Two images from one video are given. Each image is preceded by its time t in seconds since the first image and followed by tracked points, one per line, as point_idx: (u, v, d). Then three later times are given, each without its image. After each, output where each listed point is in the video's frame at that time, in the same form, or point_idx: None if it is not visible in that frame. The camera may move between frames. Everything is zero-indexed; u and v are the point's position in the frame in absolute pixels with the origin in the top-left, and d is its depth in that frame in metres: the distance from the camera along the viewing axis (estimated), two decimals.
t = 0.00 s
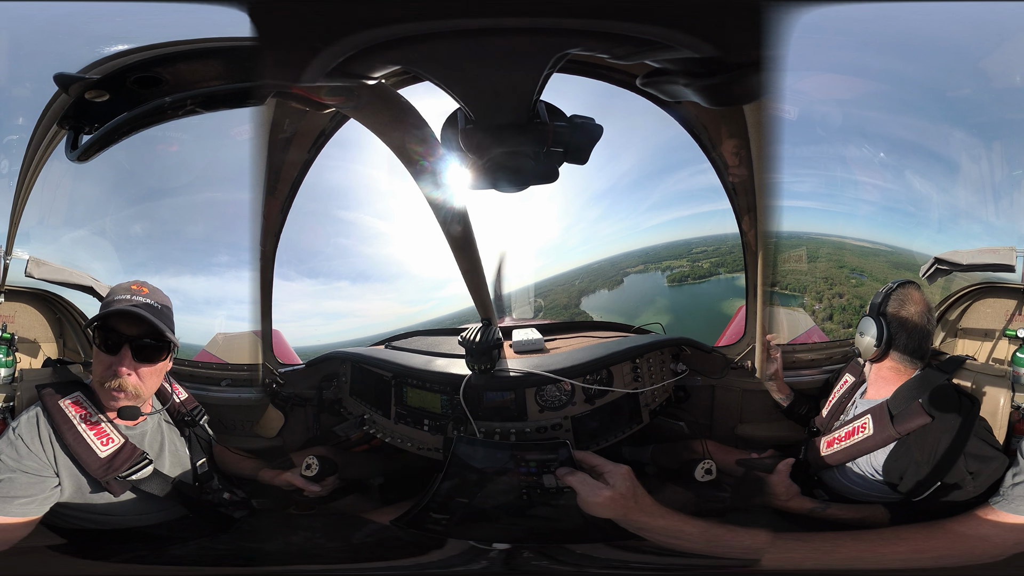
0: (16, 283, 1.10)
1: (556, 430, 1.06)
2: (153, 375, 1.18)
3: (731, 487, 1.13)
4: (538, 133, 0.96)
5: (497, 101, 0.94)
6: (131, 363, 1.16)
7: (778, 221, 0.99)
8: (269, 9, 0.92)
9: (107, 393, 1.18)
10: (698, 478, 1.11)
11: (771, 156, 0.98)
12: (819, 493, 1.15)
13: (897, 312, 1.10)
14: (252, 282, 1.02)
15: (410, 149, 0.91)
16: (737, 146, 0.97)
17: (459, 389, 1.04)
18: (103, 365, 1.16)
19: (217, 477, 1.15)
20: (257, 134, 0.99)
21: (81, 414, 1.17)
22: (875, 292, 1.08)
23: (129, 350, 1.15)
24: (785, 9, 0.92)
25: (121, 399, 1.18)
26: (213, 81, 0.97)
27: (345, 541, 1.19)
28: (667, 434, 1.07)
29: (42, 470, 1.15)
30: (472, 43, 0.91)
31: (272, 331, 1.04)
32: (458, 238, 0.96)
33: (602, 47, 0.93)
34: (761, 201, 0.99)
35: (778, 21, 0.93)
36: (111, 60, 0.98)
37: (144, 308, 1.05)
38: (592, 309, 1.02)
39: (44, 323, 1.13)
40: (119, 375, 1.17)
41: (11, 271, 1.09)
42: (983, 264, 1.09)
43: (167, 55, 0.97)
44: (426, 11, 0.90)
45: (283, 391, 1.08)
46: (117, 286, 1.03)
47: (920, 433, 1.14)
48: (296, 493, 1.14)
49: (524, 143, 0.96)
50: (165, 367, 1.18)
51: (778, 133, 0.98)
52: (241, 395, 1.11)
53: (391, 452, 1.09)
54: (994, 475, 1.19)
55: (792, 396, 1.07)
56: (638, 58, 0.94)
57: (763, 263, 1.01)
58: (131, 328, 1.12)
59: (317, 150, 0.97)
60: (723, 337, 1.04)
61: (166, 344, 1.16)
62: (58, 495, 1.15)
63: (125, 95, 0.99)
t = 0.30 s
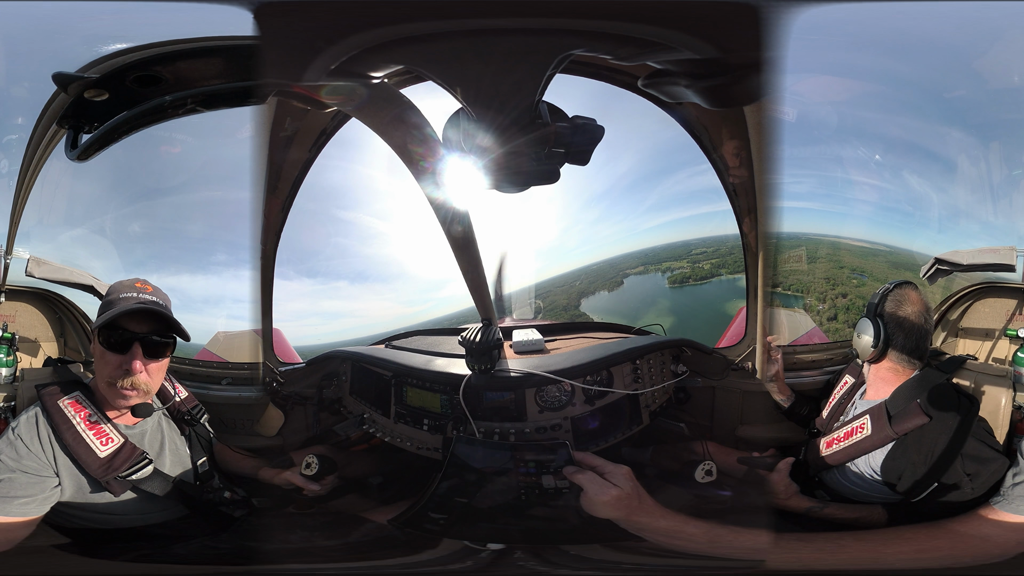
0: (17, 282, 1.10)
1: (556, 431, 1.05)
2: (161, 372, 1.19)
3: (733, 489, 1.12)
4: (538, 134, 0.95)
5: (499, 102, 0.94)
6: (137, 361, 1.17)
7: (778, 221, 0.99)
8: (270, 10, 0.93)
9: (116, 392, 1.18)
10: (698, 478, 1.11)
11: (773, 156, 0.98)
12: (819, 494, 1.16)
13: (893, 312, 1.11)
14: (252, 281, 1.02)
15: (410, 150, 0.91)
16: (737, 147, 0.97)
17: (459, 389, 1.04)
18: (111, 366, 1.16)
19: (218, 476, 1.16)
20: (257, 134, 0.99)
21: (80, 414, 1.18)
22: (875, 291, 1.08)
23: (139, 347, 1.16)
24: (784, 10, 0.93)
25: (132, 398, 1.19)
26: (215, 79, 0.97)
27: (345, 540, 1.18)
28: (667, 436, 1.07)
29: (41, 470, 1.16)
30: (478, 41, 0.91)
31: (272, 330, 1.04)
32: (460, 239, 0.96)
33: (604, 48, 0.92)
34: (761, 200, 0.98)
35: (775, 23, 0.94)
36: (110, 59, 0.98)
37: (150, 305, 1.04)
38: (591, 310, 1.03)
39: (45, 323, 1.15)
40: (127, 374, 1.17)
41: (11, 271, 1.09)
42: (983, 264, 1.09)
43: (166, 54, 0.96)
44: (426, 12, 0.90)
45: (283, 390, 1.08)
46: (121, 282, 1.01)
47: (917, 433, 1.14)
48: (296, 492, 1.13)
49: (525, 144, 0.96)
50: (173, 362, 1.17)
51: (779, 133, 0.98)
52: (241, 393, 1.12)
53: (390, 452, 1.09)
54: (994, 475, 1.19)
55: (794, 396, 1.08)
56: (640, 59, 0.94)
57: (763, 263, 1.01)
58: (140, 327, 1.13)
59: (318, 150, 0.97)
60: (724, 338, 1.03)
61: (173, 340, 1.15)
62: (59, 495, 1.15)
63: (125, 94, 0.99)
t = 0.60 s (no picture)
0: (18, 282, 1.10)
1: (557, 432, 1.05)
2: (170, 370, 1.20)
3: (732, 491, 1.11)
4: (539, 134, 0.95)
5: (500, 102, 0.94)
6: (150, 361, 1.18)
7: (779, 221, 0.99)
8: (270, 11, 0.93)
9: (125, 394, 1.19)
10: (700, 478, 1.10)
11: (773, 156, 0.98)
12: (822, 493, 1.16)
13: (896, 312, 1.11)
14: (252, 282, 1.01)
15: (411, 149, 0.91)
16: (738, 147, 0.97)
17: (460, 390, 1.05)
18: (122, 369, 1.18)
19: (219, 475, 1.16)
20: (257, 134, 1.00)
21: (80, 414, 1.19)
22: (875, 292, 1.07)
23: (152, 348, 1.18)
24: (784, 10, 0.93)
25: (147, 397, 1.21)
26: (217, 79, 0.97)
27: (345, 540, 1.18)
28: (669, 436, 1.06)
29: (41, 471, 1.16)
30: (479, 42, 0.91)
31: (273, 330, 1.04)
32: (462, 239, 0.96)
33: (605, 47, 0.92)
34: (763, 200, 0.98)
35: (777, 22, 0.93)
36: (112, 59, 0.98)
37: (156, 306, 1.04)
38: (591, 310, 1.04)
39: (45, 322, 1.14)
40: (140, 375, 1.19)
41: (12, 270, 1.09)
42: (983, 264, 1.08)
43: (167, 54, 0.96)
44: (426, 12, 0.90)
45: (284, 390, 1.08)
46: (123, 281, 0.98)
47: (918, 432, 1.14)
48: (297, 493, 1.13)
49: (525, 144, 0.96)
50: (173, 362, 1.18)
51: (779, 133, 0.98)
52: (241, 393, 1.11)
53: (390, 452, 1.09)
54: (994, 475, 1.19)
55: (795, 396, 1.07)
56: (640, 60, 0.94)
57: (764, 264, 1.01)
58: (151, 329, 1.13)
59: (320, 149, 0.97)
60: (725, 338, 1.02)
61: (178, 339, 1.15)
62: (59, 495, 1.15)
63: (125, 94, 0.99)
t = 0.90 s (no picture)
0: (18, 282, 1.10)
1: (557, 432, 1.05)
2: (170, 369, 1.18)
3: (734, 491, 1.12)
4: (540, 134, 0.95)
5: (500, 101, 0.93)
6: (150, 360, 1.17)
7: (779, 221, 0.99)
8: (271, 12, 0.93)
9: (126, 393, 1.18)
10: (701, 478, 1.11)
11: (773, 156, 0.98)
12: (823, 493, 1.15)
13: (896, 311, 1.10)
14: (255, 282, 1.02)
15: (414, 147, 0.91)
16: (739, 147, 0.97)
17: (461, 390, 1.04)
18: (124, 368, 1.16)
19: (219, 475, 1.16)
20: (259, 135, 1.00)
21: (80, 414, 1.18)
22: (875, 292, 1.08)
23: (154, 348, 1.17)
24: (784, 11, 0.94)
25: (149, 396, 1.19)
26: (218, 79, 0.97)
27: (344, 541, 1.18)
28: (669, 435, 1.07)
29: (41, 471, 1.16)
30: (478, 44, 0.91)
31: (273, 330, 1.04)
32: (461, 238, 0.96)
33: (605, 48, 0.92)
34: (762, 199, 0.98)
35: (776, 23, 0.94)
36: (115, 59, 0.98)
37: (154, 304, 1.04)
38: (589, 311, 1.05)
39: (46, 322, 1.15)
40: (141, 375, 1.17)
41: (13, 270, 1.10)
42: (985, 264, 1.10)
43: (169, 54, 0.97)
44: (427, 13, 0.91)
45: (285, 390, 1.08)
46: (122, 281, 1.02)
47: (919, 432, 1.13)
48: (298, 493, 1.13)
49: (526, 144, 0.95)
50: (174, 362, 1.17)
51: (779, 133, 0.98)
52: (243, 394, 1.11)
53: (392, 452, 1.09)
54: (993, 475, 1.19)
55: (796, 396, 1.08)
56: (640, 60, 0.94)
57: (764, 264, 1.01)
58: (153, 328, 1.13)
59: (320, 149, 0.96)
60: (725, 338, 1.03)
61: (180, 338, 1.15)
62: (59, 495, 1.15)
63: (126, 94, 0.99)
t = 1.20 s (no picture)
0: (20, 282, 1.10)
1: (559, 432, 1.06)
2: (167, 371, 1.18)
3: (737, 488, 1.13)
4: (539, 135, 0.96)
5: (500, 102, 0.94)
6: (148, 363, 1.17)
7: (779, 220, 0.99)
8: (271, 12, 0.93)
9: (123, 395, 1.18)
10: (703, 477, 1.12)
11: (773, 155, 0.98)
12: (824, 491, 1.15)
13: (895, 310, 1.11)
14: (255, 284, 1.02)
15: (416, 146, 0.93)
16: (739, 146, 0.97)
17: (462, 391, 1.04)
18: (121, 369, 1.16)
19: (217, 476, 1.16)
20: (260, 136, 1.00)
21: (76, 415, 1.18)
22: (874, 292, 1.08)
23: (150, 349, 1.17)
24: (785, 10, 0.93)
25: (145, 398, 1.19)
26: (220, 80, 0.97)
27: (342, 542, 1.19)
28: (669, 435, 1.07)
29: (37, 471, 1.15)
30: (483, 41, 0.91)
31: (273, 331, 1.05)
32: (462, 240, 0.96)
33: (604, 48, 0.93)
34: (763, 198, 0.99)
35: (776, 21, 0.93)
36: (118, 59, 0.98)
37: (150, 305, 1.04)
38: (589, 313, 1.02)
39: (48, 321, 1.14)
40: (138, 376, 1.17)
41: (15, 270, 1.10)
42: (986, 264, 1.10)
43: (173, 55, 0.97)
44: (427, 12, 0.90)
45: (285, 391, 1.09)
46: (120, 281, 1.02)
47: (918, 430, 1.14)
48: (298, 494, 1.14)
49: (526, 144, 0.95)
50: (173, 363, 1.17)
51: (778, 132, 0.98)
52: (243, 395, 1.12)
53: (393, 453, 1.08)
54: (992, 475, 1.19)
55: (796, 395, 1.09)
56: (638, 59, 0.95)
57: (764, 264, 1.01)
58: (150, 330, 1.13)
59: (321, 151, 0.97)
60: (725, 337, 1.04)
61: (178, 339, 1.16)
62: (54, 496, 1.16)
63: (127, 94, 0.99)
